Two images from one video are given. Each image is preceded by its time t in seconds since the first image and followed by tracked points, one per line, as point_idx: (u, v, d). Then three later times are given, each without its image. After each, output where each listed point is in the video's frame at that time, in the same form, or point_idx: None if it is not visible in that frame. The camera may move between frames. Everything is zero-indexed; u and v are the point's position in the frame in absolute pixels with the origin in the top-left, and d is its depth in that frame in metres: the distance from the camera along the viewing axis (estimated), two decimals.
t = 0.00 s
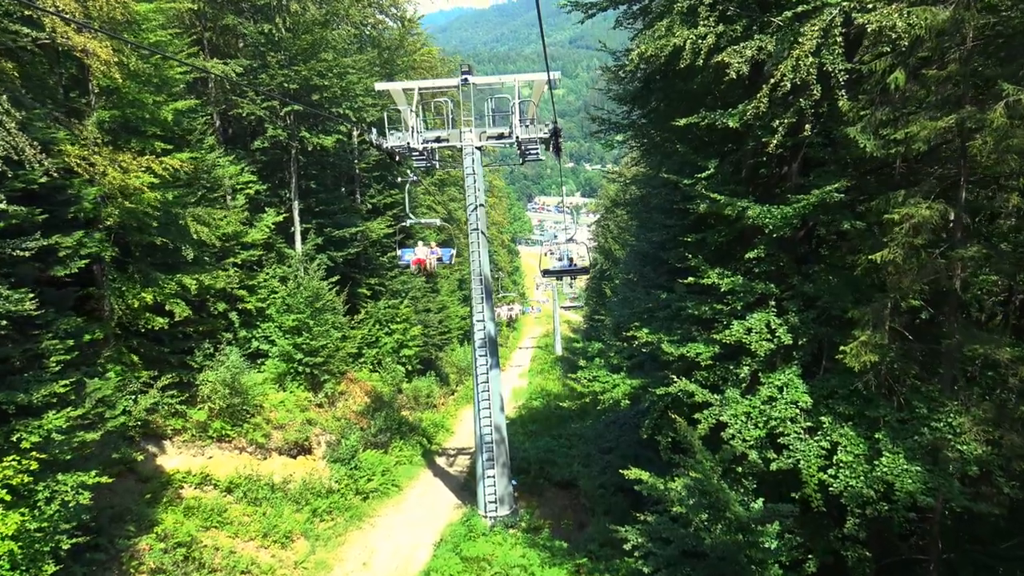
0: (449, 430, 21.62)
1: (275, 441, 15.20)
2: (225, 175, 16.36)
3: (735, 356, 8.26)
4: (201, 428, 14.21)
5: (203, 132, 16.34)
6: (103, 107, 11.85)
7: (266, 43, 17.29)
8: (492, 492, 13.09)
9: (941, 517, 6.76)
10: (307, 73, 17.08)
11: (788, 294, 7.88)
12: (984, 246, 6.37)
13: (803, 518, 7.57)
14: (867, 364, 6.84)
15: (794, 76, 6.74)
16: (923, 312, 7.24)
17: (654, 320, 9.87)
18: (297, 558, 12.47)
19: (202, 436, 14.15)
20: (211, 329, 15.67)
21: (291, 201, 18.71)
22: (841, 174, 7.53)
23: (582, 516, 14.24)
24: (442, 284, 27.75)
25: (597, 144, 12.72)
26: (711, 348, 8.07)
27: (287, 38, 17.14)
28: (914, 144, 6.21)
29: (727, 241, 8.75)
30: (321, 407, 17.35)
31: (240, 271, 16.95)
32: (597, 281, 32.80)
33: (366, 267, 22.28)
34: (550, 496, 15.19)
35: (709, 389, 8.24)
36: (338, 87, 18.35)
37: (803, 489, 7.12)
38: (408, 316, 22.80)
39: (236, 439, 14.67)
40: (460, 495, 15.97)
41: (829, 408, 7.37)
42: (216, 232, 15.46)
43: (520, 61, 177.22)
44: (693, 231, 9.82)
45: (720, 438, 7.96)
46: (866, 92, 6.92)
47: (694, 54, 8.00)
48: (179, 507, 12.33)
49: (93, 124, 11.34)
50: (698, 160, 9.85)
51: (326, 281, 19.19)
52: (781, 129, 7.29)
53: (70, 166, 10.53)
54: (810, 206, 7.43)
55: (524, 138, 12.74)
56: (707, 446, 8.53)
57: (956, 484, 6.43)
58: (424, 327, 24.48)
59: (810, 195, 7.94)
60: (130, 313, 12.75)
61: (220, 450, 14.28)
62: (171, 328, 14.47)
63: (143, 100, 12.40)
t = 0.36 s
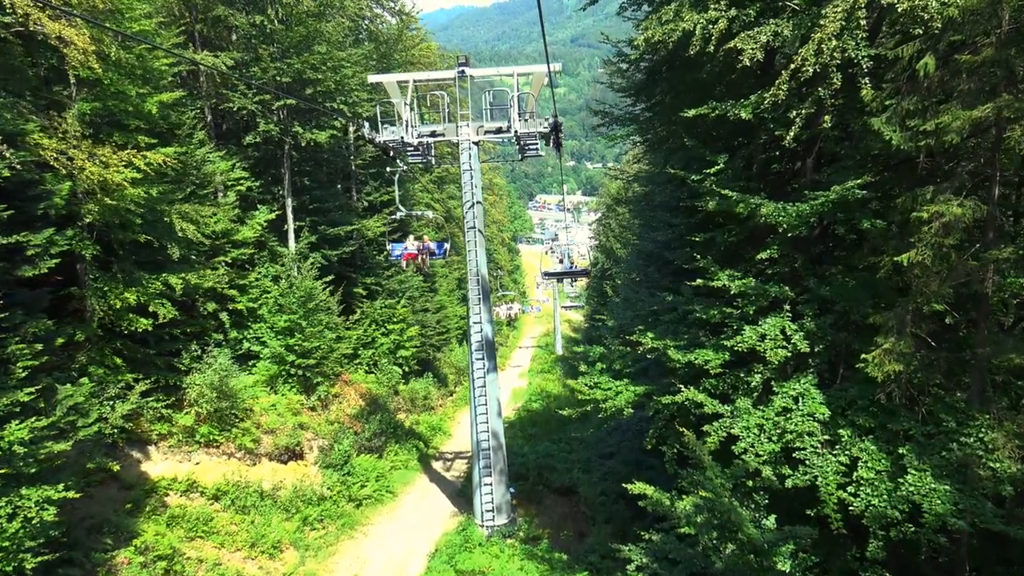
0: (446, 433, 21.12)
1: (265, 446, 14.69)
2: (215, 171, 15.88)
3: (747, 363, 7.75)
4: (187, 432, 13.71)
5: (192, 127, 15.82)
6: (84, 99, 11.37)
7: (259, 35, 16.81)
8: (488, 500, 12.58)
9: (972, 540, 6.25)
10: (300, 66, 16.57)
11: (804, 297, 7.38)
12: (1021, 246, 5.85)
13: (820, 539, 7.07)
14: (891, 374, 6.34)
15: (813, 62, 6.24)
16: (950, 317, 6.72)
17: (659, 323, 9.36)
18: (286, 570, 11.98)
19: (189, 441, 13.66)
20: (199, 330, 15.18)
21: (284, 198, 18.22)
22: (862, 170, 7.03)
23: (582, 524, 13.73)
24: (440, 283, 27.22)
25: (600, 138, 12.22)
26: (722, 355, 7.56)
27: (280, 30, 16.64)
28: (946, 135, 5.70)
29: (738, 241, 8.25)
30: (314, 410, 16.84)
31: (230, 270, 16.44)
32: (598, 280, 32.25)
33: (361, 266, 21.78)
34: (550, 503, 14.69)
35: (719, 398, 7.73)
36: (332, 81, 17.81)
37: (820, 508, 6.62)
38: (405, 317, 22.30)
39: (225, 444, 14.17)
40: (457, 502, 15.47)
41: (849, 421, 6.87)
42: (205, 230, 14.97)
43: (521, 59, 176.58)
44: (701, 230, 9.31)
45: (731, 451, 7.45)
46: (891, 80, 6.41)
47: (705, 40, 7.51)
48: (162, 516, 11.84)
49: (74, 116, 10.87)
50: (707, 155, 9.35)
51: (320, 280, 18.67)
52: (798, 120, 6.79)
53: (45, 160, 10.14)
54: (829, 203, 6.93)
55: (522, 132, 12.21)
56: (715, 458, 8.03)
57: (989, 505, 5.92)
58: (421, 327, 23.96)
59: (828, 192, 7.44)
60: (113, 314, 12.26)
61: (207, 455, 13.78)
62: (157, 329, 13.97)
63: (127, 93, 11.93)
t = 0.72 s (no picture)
0: (444, 436, 20.61)
1: (254, 452, 14.18)
2: (204, 168, 15.37)
3: (762, 371, 7.24)
4: (173, 438, 13.20)
5: (180, 121, 15.32)
6: (64, 91, 10.89)
7: (250, 27, 16.30)
8: (486, 510, 12.07)
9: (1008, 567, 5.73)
10: (293, 59, 16.06)
11: (823, 301, 6.86)
12: None
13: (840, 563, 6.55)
14: (919, 386, 5.82)
15: (836, 46, 5.74)
16: (982, 324, 6.21)
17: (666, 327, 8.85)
18: None
19: (175, 447, 13.16)
20: (187, 331, 14.69)
21: (277, 195, 17.71)
22: (886, 164, 6.52)
23: (583, 534, 13.23)
24: (439, 283, 26.69)
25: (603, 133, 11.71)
26: (734, 363, 7.05)
27: (272, 22, 16.13)
28: (983, 125, 5.18)
29: (753, 240, 7.75)
30: (307, 414, 16.32)
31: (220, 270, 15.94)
32: (600, 279, 31.71)
33: (357, 265, 21.27)
34: (549, 512, 14.18)
35: (730, 409, 7.21)
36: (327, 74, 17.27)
37: (841, 531, 6.11)
38: (402, 317, 21.81)
39: (213, 450, 13.67)
40: (454, 509, 14.96)
41: (871, 435, 6.36)
42: (192, 228, 14.46)
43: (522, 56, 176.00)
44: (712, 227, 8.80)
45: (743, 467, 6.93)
46: (920, 66, 5.89)
47: (717, 24, 7.02)
48: (145, 527, 11.35)
49: (52, 109, 10.39)
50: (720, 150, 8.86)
51: (313, 280, 18.16)
52: (818, 110, 6.29)
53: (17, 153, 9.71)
54: (851, 200, 6.41)
55: (521, 126, 11.66)
56: (725, 473, 7.52)
57: None
58: (419, 328, 23.40)
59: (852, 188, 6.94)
60: (95, 315, 11.77)
61: (194, 462, 13.28)
62: (142, 331, 13.47)
63: (109, 84, 11.44)
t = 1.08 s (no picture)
0: (442, 439, 20.11)
1: (244, 458, 13.68)
2: (192, 164, 14.87)
3: (778, 380, 6.74)
4: (159, 445, 12.71)
5: (168, 116, 14.82)
6: (40, 82, 10.39)
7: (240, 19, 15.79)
8: (484, 521, 11.56)
9: None
10: (285, 52, 15.54)
11: (844, 305, 6.36)
12: None
13: None
14: (954, 399, 5.32)
15: (864, 26, 5.23)
16: (1019, 331, 5.71)
17: (673, 331, 8.36)
18: None
19: (161, 454, 12.67)
20: (175, 334, 14.19)
21: (269, 193, 17.21)
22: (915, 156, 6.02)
23: (584, 545, 12.74)
24: (437, 282, 26.16)
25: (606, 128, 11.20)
26: (748, 371, 6.56)
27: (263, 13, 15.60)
28: None
29: (768, 239, 7.25)
30: (300, 418, 15.82)
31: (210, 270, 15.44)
32: (600, 278, 31.18)
33: (353, 264, 20.76)
34: (550, 520, 13.68)
35: (744, 420, 6.70)
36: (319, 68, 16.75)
37: (866, 555, 5.61)
38: (399, 317, 21.31)
39: (201, 457, 13.16)
40: (451, 517, 14.45)
41: (898, 451, 5.85)
42: (180, 226, 13.97)
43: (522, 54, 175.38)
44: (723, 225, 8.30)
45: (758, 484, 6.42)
46: (956, 47, 5.38)
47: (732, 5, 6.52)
48: (128, 539, 10.87)
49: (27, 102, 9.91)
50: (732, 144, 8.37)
51: (307, 280, 17.65)
52: (842, 96, 5.79)
53: None
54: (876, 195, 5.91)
55: (520, 120, 11.12)
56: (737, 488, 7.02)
57: None
58: (417, 329, 22.91)
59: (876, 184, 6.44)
60: (76, 318, 11.28)
61: (181, 470, 12.79)
62: (127, 333, 12.98)
63: (89, 76, 10.95)
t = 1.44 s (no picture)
0: (440, 442, 19.61)
1: (233, 465, 13.18)
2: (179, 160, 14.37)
3: (797, 389, 6.23)
4: (144, 452, 12.20)
5: (153, 110, 14.31)
6: (13, 74, 9.89)
7: (229, 10, 15.29)
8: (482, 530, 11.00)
9: None
10: (275, 44, 15.04)
11: (869, 308, 5.85)
12: None
13: None
14: (995, 412, 4.81)
15: None
16: None
17: (681, 335, 7.85)
18: None
19: (145, 462, 12.16)
20: (161, 336, 13.69)
21: (261, 190, 16.72)
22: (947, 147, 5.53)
23: (586, 554, 12.24)
24: (435, 281, 25.64)
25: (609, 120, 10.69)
26: (764, 381, 6.05)
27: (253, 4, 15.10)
28: None
29: (784, 236, 6.74)
30: (292, 422, 15.31)
31: (198, 270, 14.94)
32: (601, 276, 30.67)
33: (348, 263, 20.27)
34: (550, 529, 13.18)
35: (760, 433, 6.19)
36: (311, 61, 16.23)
37: None
38: (395, 317, 20.82)
39: (187, 464, 12.65)
40: (449, 525, 13.94)
41: (930, 468, 5.34)
42: (165, 225, 13.46)
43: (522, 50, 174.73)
44: (734, 222, 7.79)
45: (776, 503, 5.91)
46: (995, 24, 4.88)
47: None
48: (108, 552, 10.37)
49: None
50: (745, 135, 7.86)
51: (299, 279, 17.15)
52: (869, 80, 5.30)
53: None
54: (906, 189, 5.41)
55: (517, 112, 10.60)
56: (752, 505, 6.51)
57: None
58: (414, 329, 22.39)
59: (903, 176, 5.93)
60: (54, 321, 10.78)
61: (166, 478, 12.28)
62: (110, 336, 12.49)
63: (66, 68, 10.45)
